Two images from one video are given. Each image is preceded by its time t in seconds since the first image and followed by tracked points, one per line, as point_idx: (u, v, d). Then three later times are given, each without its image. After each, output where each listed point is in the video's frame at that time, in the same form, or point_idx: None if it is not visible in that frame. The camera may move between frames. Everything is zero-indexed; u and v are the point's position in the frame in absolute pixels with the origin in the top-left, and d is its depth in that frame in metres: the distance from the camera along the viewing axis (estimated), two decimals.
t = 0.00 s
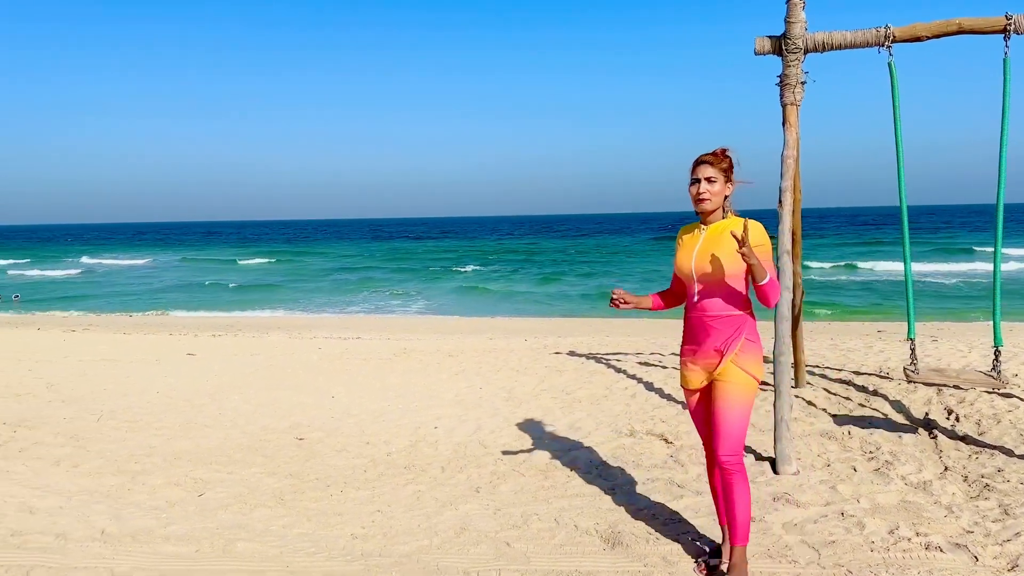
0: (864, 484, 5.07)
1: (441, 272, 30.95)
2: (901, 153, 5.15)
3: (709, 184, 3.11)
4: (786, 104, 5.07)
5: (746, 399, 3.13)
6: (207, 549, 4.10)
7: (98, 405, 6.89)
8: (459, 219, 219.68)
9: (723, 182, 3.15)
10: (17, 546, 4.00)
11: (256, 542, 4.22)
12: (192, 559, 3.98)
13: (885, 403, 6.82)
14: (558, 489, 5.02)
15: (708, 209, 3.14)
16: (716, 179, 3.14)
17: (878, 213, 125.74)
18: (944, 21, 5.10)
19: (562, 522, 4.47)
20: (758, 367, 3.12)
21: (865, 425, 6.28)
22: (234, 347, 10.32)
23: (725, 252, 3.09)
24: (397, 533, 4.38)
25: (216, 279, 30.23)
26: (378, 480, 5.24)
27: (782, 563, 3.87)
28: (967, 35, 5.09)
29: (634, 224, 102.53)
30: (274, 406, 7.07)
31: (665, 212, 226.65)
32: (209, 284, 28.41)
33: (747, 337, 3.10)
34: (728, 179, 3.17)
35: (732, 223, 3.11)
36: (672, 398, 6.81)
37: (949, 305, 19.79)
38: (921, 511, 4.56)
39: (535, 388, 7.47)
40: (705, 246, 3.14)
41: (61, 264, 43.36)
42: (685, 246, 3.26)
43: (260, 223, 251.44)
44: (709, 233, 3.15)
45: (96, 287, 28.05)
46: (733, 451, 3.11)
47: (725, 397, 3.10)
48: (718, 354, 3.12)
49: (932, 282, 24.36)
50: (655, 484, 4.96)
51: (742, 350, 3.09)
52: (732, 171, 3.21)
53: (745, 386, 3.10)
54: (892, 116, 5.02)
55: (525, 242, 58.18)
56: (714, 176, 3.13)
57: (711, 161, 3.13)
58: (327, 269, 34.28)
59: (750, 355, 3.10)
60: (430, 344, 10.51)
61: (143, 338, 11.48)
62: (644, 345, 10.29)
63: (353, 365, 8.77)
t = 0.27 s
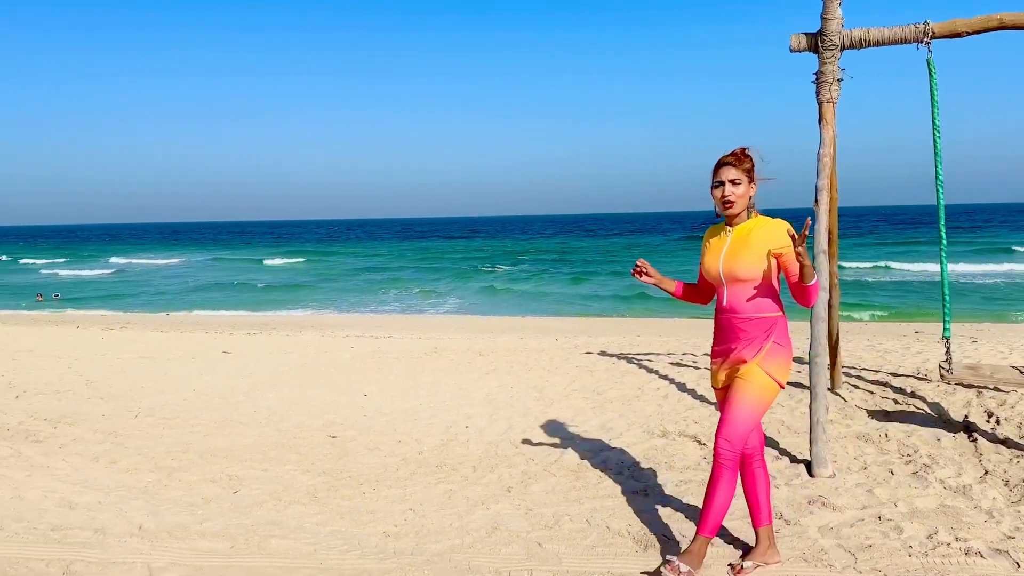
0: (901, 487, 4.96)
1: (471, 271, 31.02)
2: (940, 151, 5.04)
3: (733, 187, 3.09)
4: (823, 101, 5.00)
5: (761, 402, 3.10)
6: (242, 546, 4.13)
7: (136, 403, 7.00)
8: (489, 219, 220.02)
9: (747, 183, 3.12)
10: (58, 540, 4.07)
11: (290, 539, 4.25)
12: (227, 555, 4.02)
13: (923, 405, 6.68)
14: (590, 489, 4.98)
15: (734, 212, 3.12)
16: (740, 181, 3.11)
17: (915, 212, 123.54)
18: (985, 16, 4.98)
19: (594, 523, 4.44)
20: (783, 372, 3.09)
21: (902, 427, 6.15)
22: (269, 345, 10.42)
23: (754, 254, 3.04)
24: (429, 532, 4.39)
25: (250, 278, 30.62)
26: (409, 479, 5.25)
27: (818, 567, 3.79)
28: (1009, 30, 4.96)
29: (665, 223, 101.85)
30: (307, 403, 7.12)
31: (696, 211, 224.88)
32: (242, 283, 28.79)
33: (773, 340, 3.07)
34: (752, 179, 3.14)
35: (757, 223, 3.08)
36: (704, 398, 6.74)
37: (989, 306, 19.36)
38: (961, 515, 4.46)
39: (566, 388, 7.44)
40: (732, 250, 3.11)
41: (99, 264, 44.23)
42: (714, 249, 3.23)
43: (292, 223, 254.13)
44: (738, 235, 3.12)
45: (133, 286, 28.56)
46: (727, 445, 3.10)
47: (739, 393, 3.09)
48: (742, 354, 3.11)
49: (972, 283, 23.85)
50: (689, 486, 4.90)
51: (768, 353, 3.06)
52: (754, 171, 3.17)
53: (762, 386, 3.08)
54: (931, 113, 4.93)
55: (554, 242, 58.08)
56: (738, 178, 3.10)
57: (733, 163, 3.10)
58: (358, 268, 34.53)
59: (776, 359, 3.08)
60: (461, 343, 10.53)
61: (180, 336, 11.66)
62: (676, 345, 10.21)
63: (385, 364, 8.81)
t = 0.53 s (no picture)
0: (944, 492, 4.85)
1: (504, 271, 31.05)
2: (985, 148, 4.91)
3: (757, 193, 3.06)
4: (863, 99, 4.89)
5: (782, 409, 3.11)
6: (280, 543, 4.17)
7: (177, 400, 7.12)
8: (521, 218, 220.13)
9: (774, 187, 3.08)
10: (101, 534, 4.14)
11: (327, 536, 4.28)
12: (265, 552, 4.06)
13: (967, 408, 6.52)
14: (626, 491, 4.94)
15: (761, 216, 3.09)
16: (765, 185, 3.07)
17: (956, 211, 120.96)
18: None
19: (630, 525, 4.40)
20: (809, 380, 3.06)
21: (945, 430, 6.01)
22: (306, 344, 10.52)
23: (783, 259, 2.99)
24: (464, 531, 4.39)
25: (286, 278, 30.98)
26: (444, 478, 5.26)
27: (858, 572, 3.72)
28: None
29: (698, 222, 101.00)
30: (344, 402, 7.18)
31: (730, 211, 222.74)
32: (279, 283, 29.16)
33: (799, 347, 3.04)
34: (780, 181, 3.09)
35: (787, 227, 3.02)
36: (741, 400, 6.66)
37: None
38: (1007, 521, 4.34)
39: (601, 388, 7.40)
40: (759, 254, 3.08)
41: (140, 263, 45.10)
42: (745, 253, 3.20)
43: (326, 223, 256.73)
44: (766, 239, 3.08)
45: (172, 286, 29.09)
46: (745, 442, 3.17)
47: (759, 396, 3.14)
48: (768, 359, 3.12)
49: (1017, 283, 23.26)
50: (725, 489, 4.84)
51: (794, 361, 3.04)
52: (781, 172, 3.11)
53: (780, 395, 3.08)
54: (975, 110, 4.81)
55: (587, 242, 57.90)
56: (762, 183, 3.06)
57: (757, 168, 3.07)
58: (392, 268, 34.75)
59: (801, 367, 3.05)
60: (496, 342, 10.53)
61: (220, 334, 11.83)
62: (712, 346, 10.10)
63: (421, 363, 8.84)
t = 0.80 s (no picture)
0: (994, 498, 4.72)
1: (540, 271, 31.02)
2: None
3: (778, 189, 3.06)
4: (909, 96, 4.78)
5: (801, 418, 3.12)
6: (320, 540, 4.20)
7: (220, 397, 7.22)
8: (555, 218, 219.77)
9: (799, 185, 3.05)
10: (146, 529, 4.21)
11: (366, 534, 4.30)
12: (306, 548, 4.09)
13: (1017, 412, 6.33)
14: (664, 493, 4.90)
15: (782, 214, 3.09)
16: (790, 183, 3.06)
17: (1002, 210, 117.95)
18: None
19: (669, 527, 4.35)
20: (830, 389, 3.04)
21: (994, 434, 5.85)
22: (347, 342, 10.62)
23: (797, 261, 2.98)
24: (503, 531, 4.38)
25: (325, 278, 31.35)
26: (483, 477, 5.25)
27: None
28: None
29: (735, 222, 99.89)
30: (383, 400, 7.23)
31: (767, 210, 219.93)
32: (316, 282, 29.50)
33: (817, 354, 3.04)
34: (806, 179, 3.05)
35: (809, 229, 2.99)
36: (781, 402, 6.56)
37: None
38: None
39: (640, 389, 7.35)
40: (779, 252, 3.08)
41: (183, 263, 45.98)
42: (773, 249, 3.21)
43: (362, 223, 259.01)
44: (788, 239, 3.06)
45: (213, 285, 29.59)
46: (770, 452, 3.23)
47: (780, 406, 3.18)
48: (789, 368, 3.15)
49: None
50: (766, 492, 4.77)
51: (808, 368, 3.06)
52: (813, 169, 3.06)
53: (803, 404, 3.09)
54: None
55: (623, 242, 57.64)
56: (786, 180, 3.06)
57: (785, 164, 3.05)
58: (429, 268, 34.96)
59: (820, 375, 3.05)
60: (534, 342, 10.52)
61: (263, 333, 11.99)
62: (751, 347, 9.97)
63: (459, 362, 8.87)
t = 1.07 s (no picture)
0: None
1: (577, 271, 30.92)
2: None
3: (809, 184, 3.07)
4: (959, 92, 4.66)
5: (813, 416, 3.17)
6: (362, 536, 4.23)
7: (264, 394, 7.32)
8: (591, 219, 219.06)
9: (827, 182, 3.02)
10: (193, 524, 4.28)
11: (408, 531, 4.32)
12: (349, 545, 4.12)
13: None
14: (707, 495, 4.84)
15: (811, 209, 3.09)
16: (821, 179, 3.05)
17: None
18: None
19: (712, 530, 4.30)
20: (836, 390, 3.07)
21: None
22: (387, 342, 10.69)
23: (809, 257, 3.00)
24: (543, 531, 4.36)
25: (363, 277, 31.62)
26: (523, 477, 5.24)
27: None
28: None
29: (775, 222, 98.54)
30: (423, 399, 7.26)
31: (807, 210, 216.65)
32: (355, 282, 29.79)
33: (825, 354, 3.08)
34: (837, 177, 3.00)
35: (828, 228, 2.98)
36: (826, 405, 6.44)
37: None
38: None
39: (681, 390, 7.28)
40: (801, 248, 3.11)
41: (225, 262, 46.73)
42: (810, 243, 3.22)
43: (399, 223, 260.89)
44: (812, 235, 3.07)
45: (254, 285, 30.05)
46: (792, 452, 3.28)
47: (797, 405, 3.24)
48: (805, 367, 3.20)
49: None
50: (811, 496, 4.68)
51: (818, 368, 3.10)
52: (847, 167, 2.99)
53: (812, 402, 3.15)
54: None
55: (660, 242, 57.20)
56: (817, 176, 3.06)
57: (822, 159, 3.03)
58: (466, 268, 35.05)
59: (828, 375, 3.08)
60: (573, 342, 10.48)
61: (305, 332, 12.12)
62: (794, 348, 9.82)
63: (499, 362, 8.86)
